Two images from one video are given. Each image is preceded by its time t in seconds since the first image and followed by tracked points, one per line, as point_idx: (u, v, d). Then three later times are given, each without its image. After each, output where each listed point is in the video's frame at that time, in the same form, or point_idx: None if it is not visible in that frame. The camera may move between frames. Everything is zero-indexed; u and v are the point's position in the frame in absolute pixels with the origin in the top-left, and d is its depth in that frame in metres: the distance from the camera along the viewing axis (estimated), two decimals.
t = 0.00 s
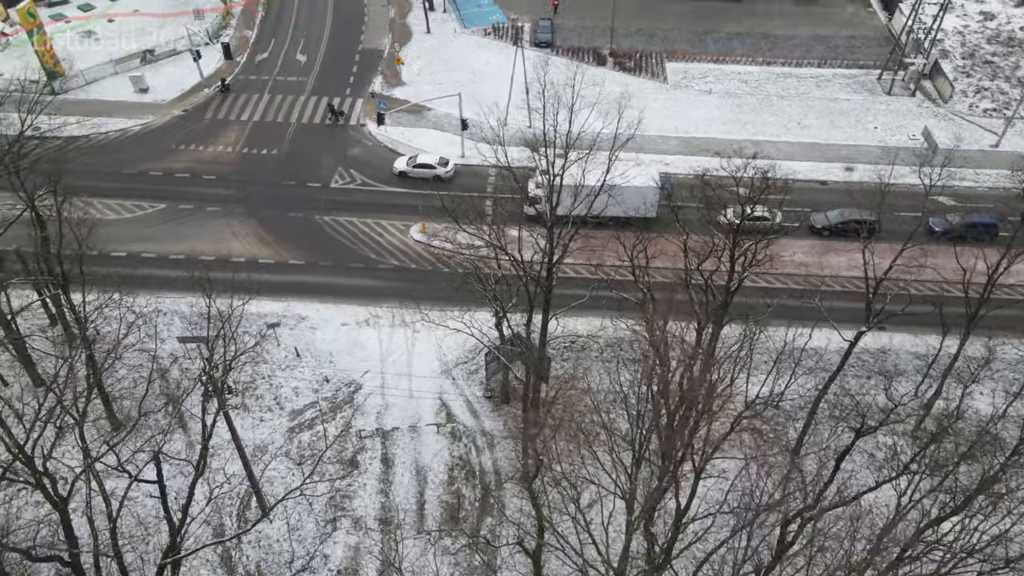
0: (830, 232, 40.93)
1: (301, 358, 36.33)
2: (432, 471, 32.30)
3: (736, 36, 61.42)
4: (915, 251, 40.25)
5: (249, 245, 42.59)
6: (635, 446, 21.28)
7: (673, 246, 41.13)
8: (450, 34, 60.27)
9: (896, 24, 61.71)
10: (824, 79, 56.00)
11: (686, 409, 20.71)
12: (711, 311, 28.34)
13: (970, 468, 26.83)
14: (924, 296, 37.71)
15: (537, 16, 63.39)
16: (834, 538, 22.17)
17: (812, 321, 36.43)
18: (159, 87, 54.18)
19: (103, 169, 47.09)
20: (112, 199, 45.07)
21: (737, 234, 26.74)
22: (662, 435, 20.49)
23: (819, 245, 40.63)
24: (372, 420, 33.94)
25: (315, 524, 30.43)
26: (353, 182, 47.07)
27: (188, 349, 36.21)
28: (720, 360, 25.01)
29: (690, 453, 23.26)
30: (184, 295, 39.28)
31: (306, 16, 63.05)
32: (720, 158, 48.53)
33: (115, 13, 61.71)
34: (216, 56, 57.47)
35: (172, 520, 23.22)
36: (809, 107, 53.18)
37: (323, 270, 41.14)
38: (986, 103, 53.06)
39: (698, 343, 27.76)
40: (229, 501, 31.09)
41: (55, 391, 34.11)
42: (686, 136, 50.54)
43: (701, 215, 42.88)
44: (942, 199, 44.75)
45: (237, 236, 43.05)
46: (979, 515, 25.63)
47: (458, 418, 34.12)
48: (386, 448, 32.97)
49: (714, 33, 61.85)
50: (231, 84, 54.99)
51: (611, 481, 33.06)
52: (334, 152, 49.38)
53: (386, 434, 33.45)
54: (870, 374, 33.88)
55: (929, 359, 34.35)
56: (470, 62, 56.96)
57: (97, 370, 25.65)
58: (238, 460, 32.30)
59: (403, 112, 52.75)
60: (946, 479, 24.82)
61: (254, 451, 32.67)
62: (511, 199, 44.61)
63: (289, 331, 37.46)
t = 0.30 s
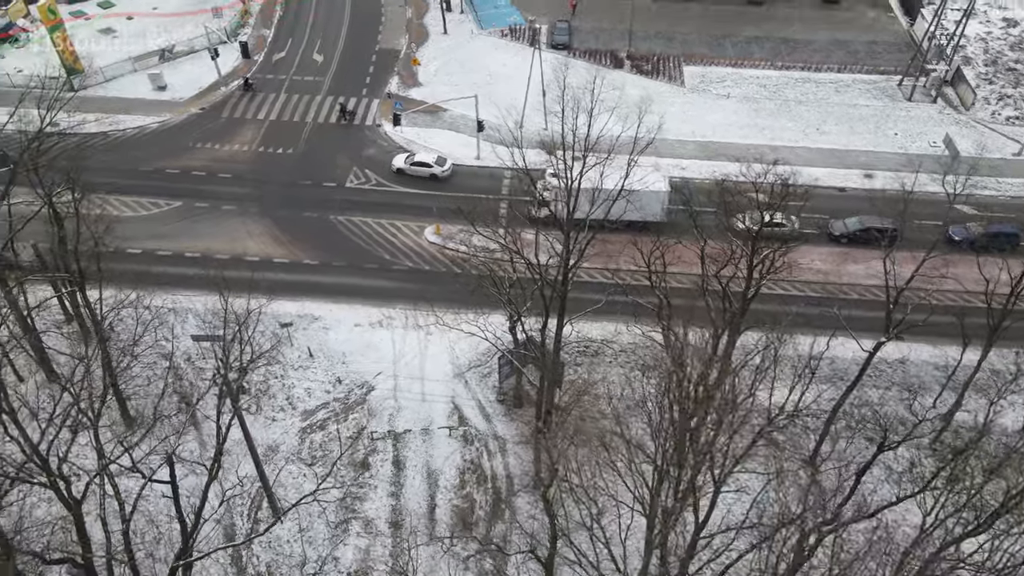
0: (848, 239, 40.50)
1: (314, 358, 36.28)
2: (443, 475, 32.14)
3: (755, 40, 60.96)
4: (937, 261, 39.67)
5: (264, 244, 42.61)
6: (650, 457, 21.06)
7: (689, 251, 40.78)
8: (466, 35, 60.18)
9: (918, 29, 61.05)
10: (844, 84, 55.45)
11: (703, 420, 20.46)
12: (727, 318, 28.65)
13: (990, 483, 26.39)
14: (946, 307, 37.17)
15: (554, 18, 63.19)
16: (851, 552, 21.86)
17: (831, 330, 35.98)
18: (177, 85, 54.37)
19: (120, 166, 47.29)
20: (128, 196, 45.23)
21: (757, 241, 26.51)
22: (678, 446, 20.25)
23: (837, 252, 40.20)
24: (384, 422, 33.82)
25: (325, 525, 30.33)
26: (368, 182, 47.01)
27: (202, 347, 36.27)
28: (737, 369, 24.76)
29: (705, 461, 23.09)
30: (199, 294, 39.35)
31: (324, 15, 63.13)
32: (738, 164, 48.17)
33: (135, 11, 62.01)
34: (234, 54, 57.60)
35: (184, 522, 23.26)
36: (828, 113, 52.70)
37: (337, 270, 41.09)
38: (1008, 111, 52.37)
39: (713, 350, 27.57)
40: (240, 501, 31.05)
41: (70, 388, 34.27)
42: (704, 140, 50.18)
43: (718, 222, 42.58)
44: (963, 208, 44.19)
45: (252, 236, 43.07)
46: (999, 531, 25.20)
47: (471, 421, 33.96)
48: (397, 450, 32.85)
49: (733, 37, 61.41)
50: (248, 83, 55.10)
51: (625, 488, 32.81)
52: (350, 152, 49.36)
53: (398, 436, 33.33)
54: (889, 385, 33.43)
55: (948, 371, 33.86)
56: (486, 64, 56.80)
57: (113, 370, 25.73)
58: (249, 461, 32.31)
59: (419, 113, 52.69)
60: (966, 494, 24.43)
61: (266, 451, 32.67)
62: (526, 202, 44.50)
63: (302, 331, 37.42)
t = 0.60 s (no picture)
0: (867, 247, 40.02)
1: (327, 359, 36.17)
2: (456, 479, 31.97)
3: (775, 45, 60.41)
4: (962, 272, 39.04)
5: (279, 243, 42.58)
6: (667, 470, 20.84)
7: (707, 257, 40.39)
8: (484, 36, 60.01)
9: (941, 35, 60.31)
10: (865, 90, 54.84)
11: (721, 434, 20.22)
12: (745, 327, 28.33)
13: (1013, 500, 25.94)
14: (969, 318, 36.61)
15: (572, 20, 62.91)
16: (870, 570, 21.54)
17: (850, 340, 35.54)
18: (195, 84, 54.47)
19: (138, 164, 47.44)
20: (145, 194, 45.34)
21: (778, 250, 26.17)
22: (695, 460, 20.03)
23: (856, 261, 39.72)
24: (397, 425, 33.66)
25: (336, 528, 30.20)
26: (384, 183, 46.88)
27: (217, 346, 36.30)
28: (756, 380, 24.42)
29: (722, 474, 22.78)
30: (214, 293, 39.37)
31: (342, 15, 63.11)
32: (757, 170, 47.76)
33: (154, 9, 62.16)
34: (251, 53, 57.68)
35: (198, 527, 23.39)
36: (849, 119, 52.16)
37: (351, 271, 40.99)
38: None
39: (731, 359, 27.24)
40: (253, 502, 30.95)
41: (85, 385, 34.37)
42: (721, 145, 49.77)
43: (736, 228, 42.18)
44: (985, 217, 43.57)
45: (268, 235, 43.07)
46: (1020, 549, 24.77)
47: (484, 426, 33.75)
48: (410, 454, 32.67)
49: (752, 41, 60.89)
50: (265, 82, 55.13)
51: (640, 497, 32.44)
52: (365, 152, 49.27)
53: (410, 439, 33.17)
54: (908, 397, 32.97)
55: (969, 383, 33.36)
56: (503, 65, 56.60)
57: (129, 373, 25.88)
58: (262, 461, 32.26)
59: (435, 114, 52.55)
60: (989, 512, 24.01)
61: (279, 452, 32.60)
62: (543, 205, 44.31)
63: (316, 332, 37.34)
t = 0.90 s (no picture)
0: (890, 257, 39.48)
1: (343, 361, 36.04)
2: (470, 486, 31.75)
3: (797, 50, 59.79)
4: (990, 285, 38.38)
5: (295, 244, 42.53)
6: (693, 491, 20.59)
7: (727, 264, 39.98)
8: (503, 38, 59.80)
9: (967, 42, 59.48)
10: (888, 96, 54.15)
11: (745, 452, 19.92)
12: (766, 337, 27.95)
13: None
14: (996, 332, 35.99)
15: (592, 23, 62.57)
16: None
17: (872, 352, 35.02)
18: (215, 82, 54.58)
19: (157, 162, 47.54)
20: (164, 193, 45.43)
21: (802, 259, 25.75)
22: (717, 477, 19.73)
23: (878, 271, 39.18)
24: (411, 429, 33.49)
25: (350, 532, 30.08)
26: (401, 185, 46.72)
27: (233, 347, 36.29)
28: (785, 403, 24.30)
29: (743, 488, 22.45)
30: (231, 294, 39.37)
31: (362, 15, 63.07)
32: (778, 177, 47.28)
33: (175, 7, 62.35)
34: (271, 53, 57.71)
35: (215, 533, 23.38)
36: (871, 126, 51.51)
37: (368, 273, 40.85)
38: None
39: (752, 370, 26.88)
40: (266, 504, 30.87)
41: (102, 384, 34.44)
42: (741, 151, 49.30)
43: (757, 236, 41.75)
44: (1012, 228, 42.86)
45: (285, 235, 43.02)
46: None
47: (499, 432, 33.54)
48: (424, 459, 32.48)
49: (774, 46, 60.27)
50: (284, 82, 55.15)
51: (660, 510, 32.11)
52: (383, 154, 49.15)
53: (425, 444, 32.98)
54: (931, 411, 32.45)
55: (994, 399, 32.78)
56: (523, 68, 56.32)
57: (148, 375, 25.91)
58: (276, 463, 32.17)
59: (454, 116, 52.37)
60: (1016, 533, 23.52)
61: (294, 455, 32.53)
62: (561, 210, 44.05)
63: (332, 334, 37.23)
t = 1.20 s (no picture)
0: (914, 268, 38.88)
1: (358, 364, 35.83)
2: (485, 494, 31.50)
3: (820, 56, 59.12)
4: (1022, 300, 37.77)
5: (312, 245, 42.40)
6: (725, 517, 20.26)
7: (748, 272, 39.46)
8: (522, 40, 59.49)
9: (994, 50, 58.59)
10: (912, 104, 53.40)
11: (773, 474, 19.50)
12: (789, 348, 27.47)
13: None
14: None
15: (612, 25, 62.14)
16: None
17: (897, 365, 34.50)
18: (234, 82, 54.61)
19: (175, 161, 47.58)
20: (182, 192, 45.43)
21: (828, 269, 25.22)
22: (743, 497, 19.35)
23: (901, 281, 38.60)
24: (426, 435, 33.26)
25: (363, 538, 29.92)
26: (419, 187, 46.49)
27: (248, 348, 36.20)
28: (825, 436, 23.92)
29: (763, 505, 22.16)
30: (247, 294, 39.29)
31: (381, 16, 62.95)
32: (800, 184, 46.74)
33: (195, 6, 62.49)
34: (290, 52, 57.66)
35: (231, 541, 23.24)
36: (895, 133, 50.83)
37: (385, 276, 40.64)
38: None
39: (775, 383, 26.41)
40: (280, 508, 30.70)
41: (119, 383, 34.43)
42: (762, 157, 48.76)
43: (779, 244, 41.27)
44: None
45: (302, 236, 42.90)
46: None
47: (514, 439, 33.27)
48: (439, 465, 32.25)
49: (796, 51, 59.63)
50: (303, 82, 55.10)
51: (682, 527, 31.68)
52: (401, 156, 48.95)
53: (440, 450, 32.74)
54: (956, 427, 31.88)
55: (1020, 415, 32.15)
56: (542, 70, 55.96)
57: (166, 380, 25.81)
58: (291, 466, 32.01)
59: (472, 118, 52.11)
60: None
61: (308, 458, 32.37)
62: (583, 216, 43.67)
63: (348, 336, 37.04)
